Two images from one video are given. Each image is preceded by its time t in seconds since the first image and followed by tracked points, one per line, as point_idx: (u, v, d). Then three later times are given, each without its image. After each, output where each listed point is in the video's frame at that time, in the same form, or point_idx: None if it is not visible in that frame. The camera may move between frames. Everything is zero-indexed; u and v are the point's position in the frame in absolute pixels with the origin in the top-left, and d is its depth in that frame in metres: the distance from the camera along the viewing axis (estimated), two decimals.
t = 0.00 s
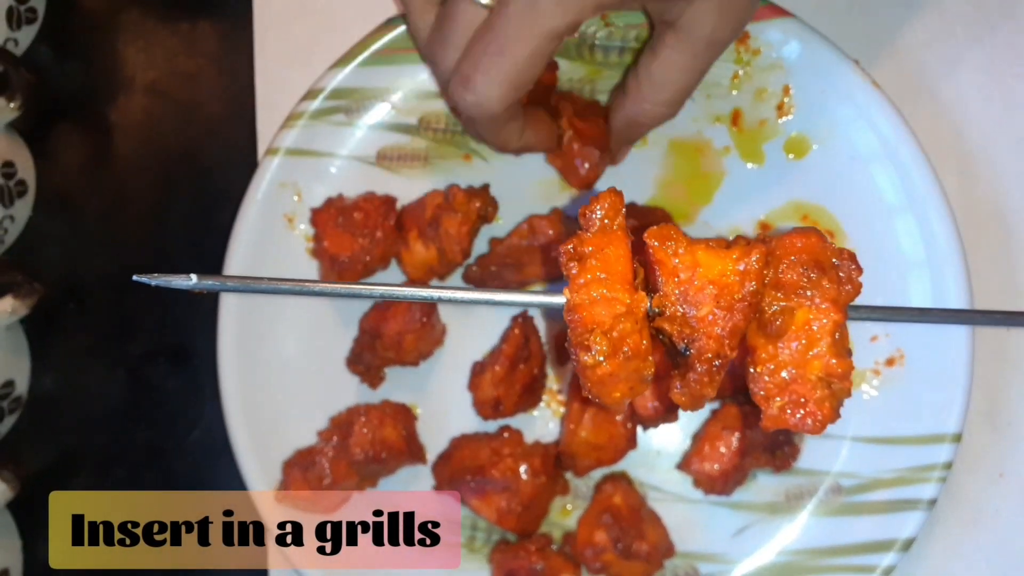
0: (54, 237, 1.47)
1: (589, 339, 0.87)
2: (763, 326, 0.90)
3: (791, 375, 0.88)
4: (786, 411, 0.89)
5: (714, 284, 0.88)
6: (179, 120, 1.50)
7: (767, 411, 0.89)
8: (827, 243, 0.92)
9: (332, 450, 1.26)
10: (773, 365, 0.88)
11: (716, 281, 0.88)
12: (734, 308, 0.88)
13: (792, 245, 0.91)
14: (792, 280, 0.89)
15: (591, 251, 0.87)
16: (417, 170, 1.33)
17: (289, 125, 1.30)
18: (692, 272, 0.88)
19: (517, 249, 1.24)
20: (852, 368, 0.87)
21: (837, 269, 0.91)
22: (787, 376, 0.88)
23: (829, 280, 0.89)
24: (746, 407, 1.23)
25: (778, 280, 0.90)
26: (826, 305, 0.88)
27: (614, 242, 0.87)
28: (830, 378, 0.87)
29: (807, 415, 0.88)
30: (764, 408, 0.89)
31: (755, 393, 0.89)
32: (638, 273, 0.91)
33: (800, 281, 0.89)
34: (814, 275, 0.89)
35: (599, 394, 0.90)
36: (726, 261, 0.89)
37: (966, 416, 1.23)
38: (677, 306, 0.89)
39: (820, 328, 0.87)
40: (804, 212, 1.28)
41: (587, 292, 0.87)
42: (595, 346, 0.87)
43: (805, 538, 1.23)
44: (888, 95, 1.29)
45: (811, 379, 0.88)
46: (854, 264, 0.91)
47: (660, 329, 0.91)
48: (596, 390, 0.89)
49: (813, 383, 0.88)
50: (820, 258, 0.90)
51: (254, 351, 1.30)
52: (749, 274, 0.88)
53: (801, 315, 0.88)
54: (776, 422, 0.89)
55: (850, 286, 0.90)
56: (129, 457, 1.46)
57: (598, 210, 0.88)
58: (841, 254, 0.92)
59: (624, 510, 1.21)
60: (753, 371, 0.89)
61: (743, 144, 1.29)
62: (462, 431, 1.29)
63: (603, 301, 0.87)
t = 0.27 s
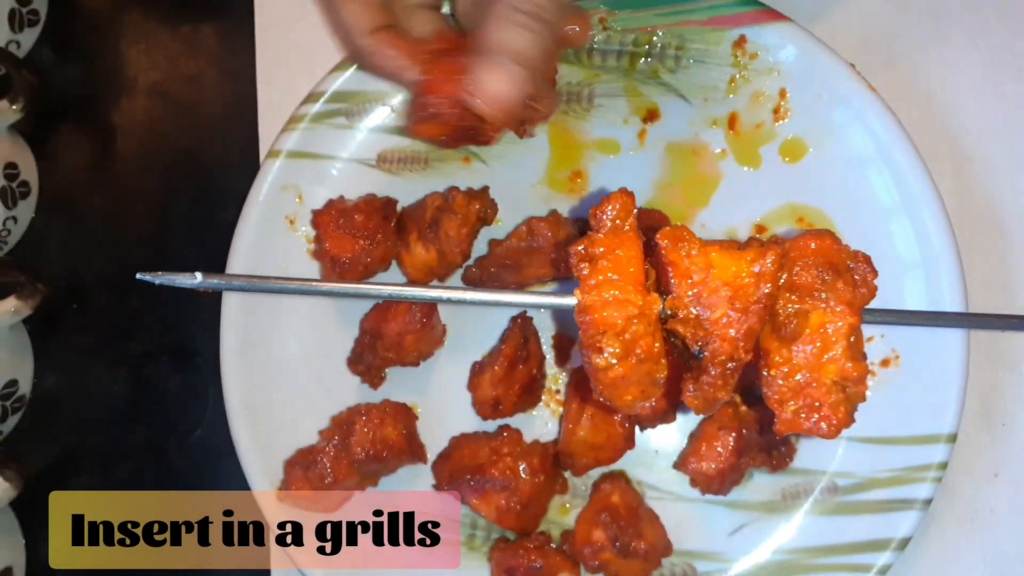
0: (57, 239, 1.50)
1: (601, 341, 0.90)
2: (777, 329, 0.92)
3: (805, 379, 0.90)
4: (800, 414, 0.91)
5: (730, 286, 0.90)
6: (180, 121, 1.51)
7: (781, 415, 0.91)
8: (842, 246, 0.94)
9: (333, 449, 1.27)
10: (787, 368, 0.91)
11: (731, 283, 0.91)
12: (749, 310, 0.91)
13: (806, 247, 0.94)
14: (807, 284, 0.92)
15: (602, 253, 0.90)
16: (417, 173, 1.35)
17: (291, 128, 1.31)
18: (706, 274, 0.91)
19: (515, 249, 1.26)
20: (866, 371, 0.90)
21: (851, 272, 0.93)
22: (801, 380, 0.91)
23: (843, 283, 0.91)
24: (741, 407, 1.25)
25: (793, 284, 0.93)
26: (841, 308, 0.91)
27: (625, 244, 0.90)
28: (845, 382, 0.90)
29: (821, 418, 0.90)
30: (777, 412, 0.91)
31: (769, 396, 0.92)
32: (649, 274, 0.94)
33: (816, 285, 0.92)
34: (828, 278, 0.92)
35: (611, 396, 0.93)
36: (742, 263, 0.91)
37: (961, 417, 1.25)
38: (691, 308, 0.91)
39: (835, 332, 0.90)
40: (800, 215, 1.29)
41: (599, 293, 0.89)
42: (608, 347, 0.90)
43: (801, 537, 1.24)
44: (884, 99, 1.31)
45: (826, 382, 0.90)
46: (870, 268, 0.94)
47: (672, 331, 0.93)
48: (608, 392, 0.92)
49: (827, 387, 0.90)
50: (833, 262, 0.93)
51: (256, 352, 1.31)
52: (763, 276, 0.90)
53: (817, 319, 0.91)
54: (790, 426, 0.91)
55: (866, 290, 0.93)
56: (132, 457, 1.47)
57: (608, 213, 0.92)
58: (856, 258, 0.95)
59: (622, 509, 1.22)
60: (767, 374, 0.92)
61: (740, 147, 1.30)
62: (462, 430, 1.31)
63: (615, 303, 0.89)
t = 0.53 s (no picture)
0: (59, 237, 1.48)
1: (634, 275, 0.86)
2: (809, 272, 0.90)
3: (836, 324, 0.88)
4: (829, 360, 0.88)
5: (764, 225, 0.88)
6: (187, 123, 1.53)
7: (810, 359, 0.89)
8: (877, 191, 0.91)
9: (337, 449, 1.27)
10: (819, 312, 0.88)
11: (766, 223, 0.88)
12: (784, 250, 0.88)
13: (842, 190, 0.90)
14: (840, 225, 0.89)
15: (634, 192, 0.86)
16: (419, 174, 1.36)
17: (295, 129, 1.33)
18: (741, 215, 0.88)
19: (519, 251, 1.25)
20: (900, 316, 0.87)
21: (886, 216, 0.91)
22: (833, 324, 0.88)
23: (879, 227, 0.89)
24: (743, 407, 1.25)
25: (827, 226, 0.90)
26: (875, 251, 0.88)
27: (659, 182, 0.86)
28: (877, 328, 0.87)
29: (851, 363, 0.87)
30: (808, 357, 0.89)
31: (798, 340, 0.89)
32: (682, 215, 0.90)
33: (849, 226, 0.89)
34: (864, 220, 0.89)
35: (638, 334, 0.89)
36: (776, 204, 0.88)
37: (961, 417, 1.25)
38: (724, 246, 0.88)
39: (869, 275, 0.87)
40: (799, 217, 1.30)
41: (631, 232, 0.86)
42: (640, 281, 0.86)
43: (802, 537, 1.25)
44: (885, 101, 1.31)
45: (858, 327, 0.87)
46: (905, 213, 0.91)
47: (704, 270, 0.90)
48: (637, 330, 0.88)
49: (860, 331, 0.87)
50: (871, 205, 0.90)
51: (260, 352, 1.32)
52: (800, 215, 0.88)
53: (849, 260, 0.88)
54: (819, 370, 0.88)
55: (899, 234, 0.90)
56: (131, 456, 1.49)
57: (642, 152, 0.88)
58: (891, 203, 0.92)
59: (623, 508, 1.22)
60: (797, 318, 0.89)
61: (741, 149, 1.31)
62: (464, 430, 1.32)
63: (647, 241, 0.86)
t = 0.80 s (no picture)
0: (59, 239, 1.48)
1: (648, 278, 0.87)
2: (823, 275, 0.90)
3: (848, 326, 0.89)
4: (841, 362, 0.90)
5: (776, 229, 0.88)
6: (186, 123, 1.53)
7: (823, 361, 0.90)
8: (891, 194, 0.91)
9: (337, 449, 1.27)
10: (831, 315, 0.90)
11: (780, 225, 0.88)
12: (798, 253, 0.88)
13: (855, 194, 0.91)
14: (854, 228, 0.90)
15: (649, 196, 0.87)
16: (419, 175, 1.36)
17: (295, 130, 1.32)
18: (756, 218, 0.88)
19: (518, 252, 1.25)
20: (912, 319, 0.88)
21: (901, 219, 0.91)
22: (846, 327, 0.89)
23: (892, 230, 0.89)
24: (743, 407, 1.25)
25: (841, 229, 0.90)
26: (888, 254, 0.89)
27: (674, 187, 0.87)
28: (889, 330, 0.88)
29: (862, 365, 0.89)
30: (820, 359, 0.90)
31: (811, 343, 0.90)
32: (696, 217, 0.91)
33: (862, 229, 0.90)
34: (877, 223, 0.89)
35: (652, 337, 0.89)
36: (790, 207, 0.88)
37: (961, 417, 1.25)
38: (739, 250, 0.88)
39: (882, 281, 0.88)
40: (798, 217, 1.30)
41: (647, 234, 0.86)
42: (655, 283, 0.87)
43: (801, 537, 1.25)
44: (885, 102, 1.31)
45: (870, 330, 0.89)
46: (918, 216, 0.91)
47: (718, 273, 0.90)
48: (650, 332, 0.89)
49: (872, 334, 0.89)
50: (883, 209, 0.90)
51: (260, 352, 1.32)
52: (814, 218, 0.88)
53: (864, 266, 0.89)
54: (831, 372, 0.90)
55: (911, 236, 0.90)
56: (132, 456, 1.49)
57: (656, 156, 0.87)
58: (904, 205, 0.92)
59: (623, 508, 1.22)
60: (810, 321, 0.90)
61: (740, 150, 1.31)
62: (464, 430, 1.32)
63: (662, 244, 0.86)
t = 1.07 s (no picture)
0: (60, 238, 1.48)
1: (620, 253, 0.86)
2: (796, 252, 0.89)
3: (821, 304, 0.87)
4: (813, 340, 0.87)
5: (748, 207, 0.86)
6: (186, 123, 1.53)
7: (796, 339, 0.88)
8: (865, 173, 0.90)
9: (337, 448, 1.27)
10: (804, 293, 0.88)
11: (753, 202, 0.87)
12: (771, 229, 0.87)
13: (829, 171, 0.89)
14: (828, 205, 0.88)
15: (625, 172, 0.86)
16: (419, 174, 1.36)
17: (295, 129, 1.32)
18: (729, 193, 0.87)
19: (518, 249, 1.26)
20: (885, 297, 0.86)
21: (874, 198, 0.89)
22: (819, 304, 0.87)
23: (865, 208, 0.87)
24: (743, 406, 1.25)
25: (814, 207, 0.88)
26: (862, 232, 0.87)
27: (649, 163, 0.86)
28: (862, 308, 0.86)
29: (833, 342, 0.87)
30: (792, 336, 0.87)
31: (785, 320, 0.88)
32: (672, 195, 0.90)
33: (835, 207, 0.88)
34: (850, 200, 0.87)
35: (625, 312, 0.89)
36: (763, 183, 0.87)
37: (961, 416, 1.25)
38: (711, 225, 0.87)
39: (854, 258, 0.87)
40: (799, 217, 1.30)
41: (621, 209, 0.86)
42: (628, 258, 0.86)
43: (800, 536, 1.25)
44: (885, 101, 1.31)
45: (842, 308, 0.87)
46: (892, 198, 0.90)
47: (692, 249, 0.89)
48: (625, 308, 0.88)
49: (844, 311, 0.87)
50: (858, 186, 0.89)
51: (259, 350, 1.32)
52: (787, 193, 0.86)
53: (835, 241, 0.88)
54: (805, 351, 0.87)
55: (886, 215, 0.89)
56: (132, 455, 1.49)
57: (633, 132, 0.87)
58: (879, 184, 0.90)
59: (623, 507, 1.22)
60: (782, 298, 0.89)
61: (740, 149, 1.31)
62: (464, 429, 1.32)
63: (636, 219, 0.85)
